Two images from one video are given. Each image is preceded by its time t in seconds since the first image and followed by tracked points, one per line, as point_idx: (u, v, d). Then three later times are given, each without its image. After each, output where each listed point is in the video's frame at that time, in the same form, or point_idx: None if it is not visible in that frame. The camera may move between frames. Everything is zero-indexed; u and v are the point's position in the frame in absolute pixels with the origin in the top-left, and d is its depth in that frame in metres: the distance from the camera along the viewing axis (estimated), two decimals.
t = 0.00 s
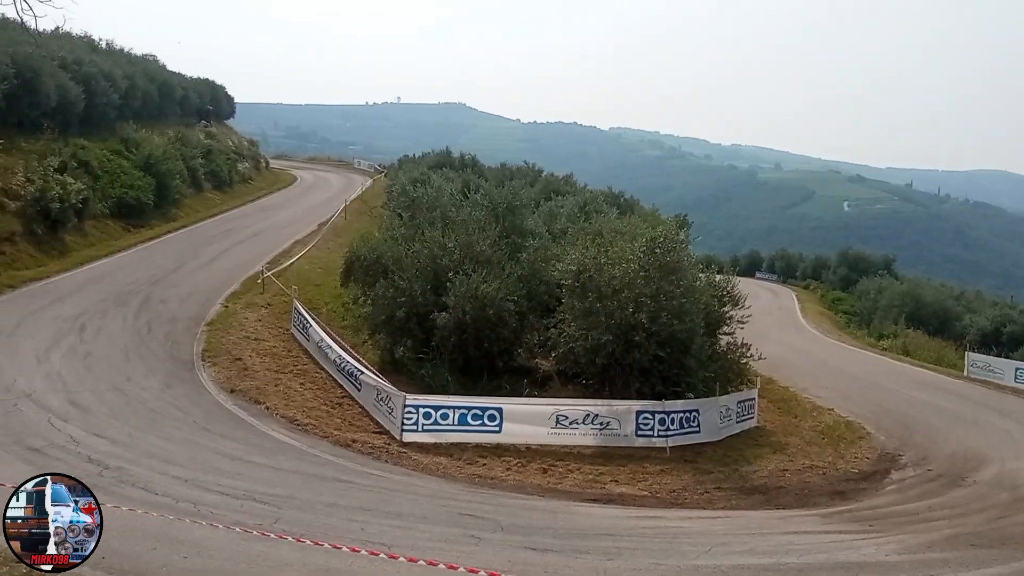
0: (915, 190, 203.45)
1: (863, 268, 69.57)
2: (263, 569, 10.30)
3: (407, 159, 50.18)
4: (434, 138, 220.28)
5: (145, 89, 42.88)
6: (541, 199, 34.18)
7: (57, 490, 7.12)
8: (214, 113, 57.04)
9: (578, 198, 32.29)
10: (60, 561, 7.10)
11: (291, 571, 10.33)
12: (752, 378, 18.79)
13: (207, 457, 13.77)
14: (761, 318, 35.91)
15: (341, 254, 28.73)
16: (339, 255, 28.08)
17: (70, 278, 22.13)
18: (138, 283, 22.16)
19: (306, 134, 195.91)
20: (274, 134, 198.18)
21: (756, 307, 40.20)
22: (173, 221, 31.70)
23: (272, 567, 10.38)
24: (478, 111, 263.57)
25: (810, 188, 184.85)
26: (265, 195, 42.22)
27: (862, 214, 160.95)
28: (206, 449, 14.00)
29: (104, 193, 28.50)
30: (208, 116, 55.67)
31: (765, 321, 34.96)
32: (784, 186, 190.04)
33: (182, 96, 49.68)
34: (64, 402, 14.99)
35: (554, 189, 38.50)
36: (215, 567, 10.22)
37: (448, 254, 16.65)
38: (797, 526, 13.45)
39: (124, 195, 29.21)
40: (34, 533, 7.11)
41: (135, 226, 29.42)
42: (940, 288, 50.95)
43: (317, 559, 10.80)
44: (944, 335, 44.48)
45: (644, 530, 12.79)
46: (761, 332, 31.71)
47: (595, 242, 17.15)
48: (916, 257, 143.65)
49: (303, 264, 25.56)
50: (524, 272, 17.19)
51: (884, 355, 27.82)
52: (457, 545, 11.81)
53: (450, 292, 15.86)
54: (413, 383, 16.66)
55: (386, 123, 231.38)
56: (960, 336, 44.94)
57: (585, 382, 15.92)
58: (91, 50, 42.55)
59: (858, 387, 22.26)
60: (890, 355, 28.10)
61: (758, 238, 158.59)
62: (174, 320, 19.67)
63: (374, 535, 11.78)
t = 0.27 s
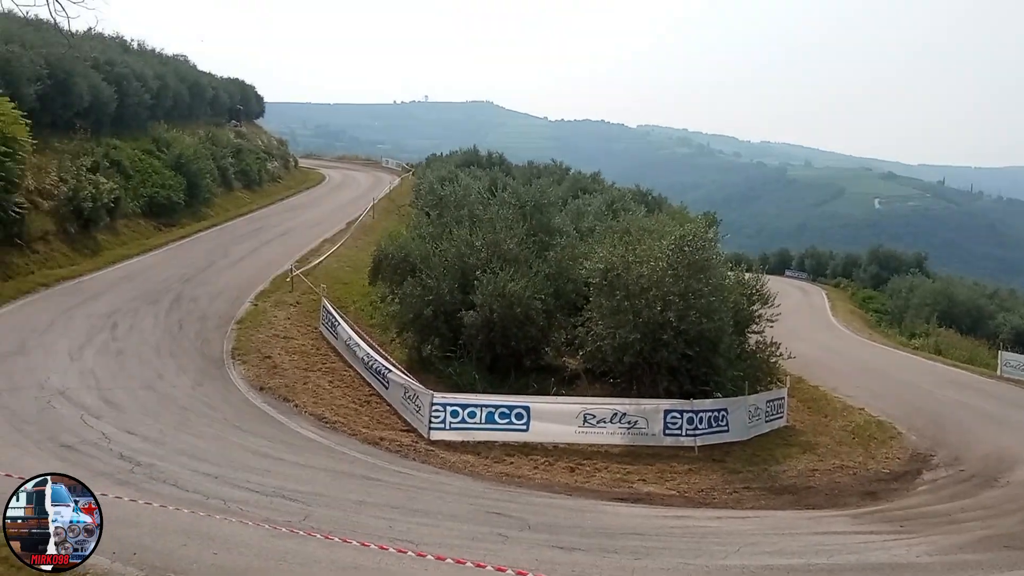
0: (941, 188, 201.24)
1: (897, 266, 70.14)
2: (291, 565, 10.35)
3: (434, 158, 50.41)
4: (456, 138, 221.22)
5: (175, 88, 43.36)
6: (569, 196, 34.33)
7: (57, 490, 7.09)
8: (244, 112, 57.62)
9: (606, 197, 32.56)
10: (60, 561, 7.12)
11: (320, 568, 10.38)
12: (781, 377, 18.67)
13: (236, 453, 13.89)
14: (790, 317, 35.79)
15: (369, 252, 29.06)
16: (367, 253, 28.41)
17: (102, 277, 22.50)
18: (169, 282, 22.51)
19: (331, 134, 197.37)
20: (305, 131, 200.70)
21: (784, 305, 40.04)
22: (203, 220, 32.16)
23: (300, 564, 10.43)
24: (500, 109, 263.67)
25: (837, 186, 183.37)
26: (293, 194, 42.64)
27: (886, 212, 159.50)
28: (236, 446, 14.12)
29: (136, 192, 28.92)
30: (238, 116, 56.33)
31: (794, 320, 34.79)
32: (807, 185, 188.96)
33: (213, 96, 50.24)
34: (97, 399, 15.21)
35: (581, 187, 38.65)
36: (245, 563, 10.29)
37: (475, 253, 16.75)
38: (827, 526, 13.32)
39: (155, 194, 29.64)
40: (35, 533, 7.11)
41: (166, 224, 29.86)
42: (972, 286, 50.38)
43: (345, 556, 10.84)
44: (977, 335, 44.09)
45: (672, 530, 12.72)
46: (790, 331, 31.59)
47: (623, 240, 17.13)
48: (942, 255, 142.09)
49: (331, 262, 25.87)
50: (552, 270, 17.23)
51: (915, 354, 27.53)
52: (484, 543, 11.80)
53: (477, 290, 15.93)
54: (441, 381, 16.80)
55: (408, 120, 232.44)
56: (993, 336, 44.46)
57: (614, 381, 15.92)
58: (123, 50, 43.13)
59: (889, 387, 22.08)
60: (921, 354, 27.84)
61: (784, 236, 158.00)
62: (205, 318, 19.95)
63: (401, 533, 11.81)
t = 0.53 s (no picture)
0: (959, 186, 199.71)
1: (919, 264, 71.54)
2: (309, 559, 10.37)
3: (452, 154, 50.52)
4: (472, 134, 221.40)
5: (196, 84, 43.72)
6: (588, 192, 34.50)
7: (57, 490, 7.25)
8: (264, 108, 57.92)
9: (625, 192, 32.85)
10: (60, 561, 7.32)
11: (337, 562, 10.39)
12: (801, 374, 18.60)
13: (254, 448, 13.93)
14: (811, 314, 35.72)
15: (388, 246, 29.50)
16: (386, 248, 28.81)
17: (123, 271, 22.73)
18: (189, 276, 22.77)
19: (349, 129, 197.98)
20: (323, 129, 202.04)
21: (804, 303, 39.91)
22: (223, 215, 32.49)
23: (318, 558, 10.44)
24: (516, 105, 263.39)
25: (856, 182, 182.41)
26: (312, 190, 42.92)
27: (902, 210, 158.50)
28: (255, 440, 14.16)
29: (157, 186, 29.17)
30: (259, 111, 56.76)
31: (814, 317, 34.64)
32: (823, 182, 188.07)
33: (234, 92, 50.64)
34: (117, 393, 15.32)
35: (601, 183, 38.77)
36: (263, 557, 10.31)
37: (494, 248, 16.85)
38: (847, 524, 13.22)
39: (177, 188, 29.90)
40: (34, 533, 7.27)
41: (186, 219, 30.15)
42: (996, 283, 50.00)
43: (363, 550, 10.84)
44: (1000, 332, 43.85)
45: (691, 527, 12.64)
46: (810, 328, 31.50)
47: (642, 237, 17.14)
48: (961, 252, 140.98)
49: (350, 258, 26.21)
50: (571, 266, 17.31)
51: (936, 352, 27.32)
52: (501, 538, 11.76)
53: (496, 285, 16.01)
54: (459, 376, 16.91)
55: (424, 117, 233.11)
56: (1017, 334, 44.16)
57: (632, 377, 15.93)
58: (145, 46, 43.48)
59: (910, 385, 21.95)
60: (943, 351, 27.66)
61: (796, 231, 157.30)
62: (225, 313, 20.14)
63: (419, 528, 11.80)
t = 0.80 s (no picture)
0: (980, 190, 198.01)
1: (944, 269, 71.58)
2: (333, 565, 10.40)
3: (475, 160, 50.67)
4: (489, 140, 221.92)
5: (222, 93, 44.14)
6: (611, 199, 34.87)
7: (57, 490, 7.24)
8: (289, 116, 58.44)
9: (646, 199, 33.35)
10: (60, 560, 7.20)
11: (362, 569, 10.41)
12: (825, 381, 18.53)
13: (278, 453, 14.00)
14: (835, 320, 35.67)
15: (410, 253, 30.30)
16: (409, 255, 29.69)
17: (148, 279, 23.12)
18: (214, 283, 23.26)
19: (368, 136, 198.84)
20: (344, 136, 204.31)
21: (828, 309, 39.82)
22: (247, 222, 33.03)
23: (343, 564, 10.47)
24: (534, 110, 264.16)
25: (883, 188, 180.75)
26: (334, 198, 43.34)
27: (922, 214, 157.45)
28: (279, 446, 14.24)
29: (183, 194, 29.63)
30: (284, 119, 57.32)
31: (837, 324, 34.46)
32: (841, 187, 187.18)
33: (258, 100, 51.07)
34: (143, 399, 15.48)
35: (623, 189, 39.04)
36: (288, 563, 10.36)
37: (517, 255, 17.12)
38: (874, 533, 13.09)
39: (201, 196, 30.37)
40: (34, 533, 7.19)
41: (211, 226, 30.64)
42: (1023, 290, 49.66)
43: (386, 556, 10.86)
44: None
45: (715, 535, 12.54)
46: (834, 335, 31.44)
47: (665, 244, 17.28)
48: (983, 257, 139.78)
49: (373, 265, 26.88)
50: (593, 273, 17.54)
51: (963, 359, 27.08)
52: (525, 545, 11.73)
53: (518, 292, 16.18)
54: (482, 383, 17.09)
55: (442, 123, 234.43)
56: None
57: (656, 385, 15.96)
58: (170, 55, 43.92)
59: (936, 392, 21.83)
60: (969, 358, 27.49)
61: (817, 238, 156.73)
62: (249, 319, 20.49)
63: (442, 534, 11.78)
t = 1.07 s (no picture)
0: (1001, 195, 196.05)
1: (970, 277, 71.13)
2: (354, 570, 10.42)
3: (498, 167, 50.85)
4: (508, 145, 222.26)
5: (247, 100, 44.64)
6: (632, 205, 35.14)
7: (57, 490, 7.86)
8: (313, 122, 58.90)
9: (668, 205, 33.67)
10: (60, 560, 7.88)
11: (383, 574, 10.41)
12: (848, 389, 18.45)
13: (300, 458, 14.06)
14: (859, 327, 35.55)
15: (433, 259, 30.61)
16: (431, 261, 29.99)
17: (173, 284, 23.50)
18: (238, 289, 23.68)
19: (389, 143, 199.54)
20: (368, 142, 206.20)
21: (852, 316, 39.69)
22: (271, 228, 33.51)
23: (364, 569, 10.49)
24: (553, 115, 264.51)
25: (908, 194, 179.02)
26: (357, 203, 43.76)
27: (942, 220, 156.13)
28: (301, 450, 14.29)
29: (208, 200, 30.05)
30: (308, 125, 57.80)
31: (861, 332, 34.23)
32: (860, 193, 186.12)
33: (282, 106, 51.56)
34: (166, 402, 15.62)
35: (645, 196, 39.18)
36: (309, 567, 10.38)
37: (538, 261, 17.72)
38: (898, 542, 12.94)
39: (226, 202, 30.80)
40: (34, 533, 7.84)
41: (235, 232, 31.10)
42: None
43: (407, 562, 10.85)
44: None
45: (737, 543, 12.42)
46: (857, 342, 31.34)
47: (687, 251, 17.64)
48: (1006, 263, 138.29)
49: (396, 270, 27.14)
50: (614, 280, 18.15)
51: (989, 368, 26.81)
52: (546, 552, 11.66)
53: (539, 299, 16.76)
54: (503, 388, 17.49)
55: (462, 128, 235.60)
56: None
57: (676, 392, 16.25)
58: (196, 62, 44.46)
59: (962, 401, 21.70)
60: (995, 366, 27.30)
61: (837, 245, 155.70)
62: (273, 325, 20.85)
63: (463, 540, 11.74)
